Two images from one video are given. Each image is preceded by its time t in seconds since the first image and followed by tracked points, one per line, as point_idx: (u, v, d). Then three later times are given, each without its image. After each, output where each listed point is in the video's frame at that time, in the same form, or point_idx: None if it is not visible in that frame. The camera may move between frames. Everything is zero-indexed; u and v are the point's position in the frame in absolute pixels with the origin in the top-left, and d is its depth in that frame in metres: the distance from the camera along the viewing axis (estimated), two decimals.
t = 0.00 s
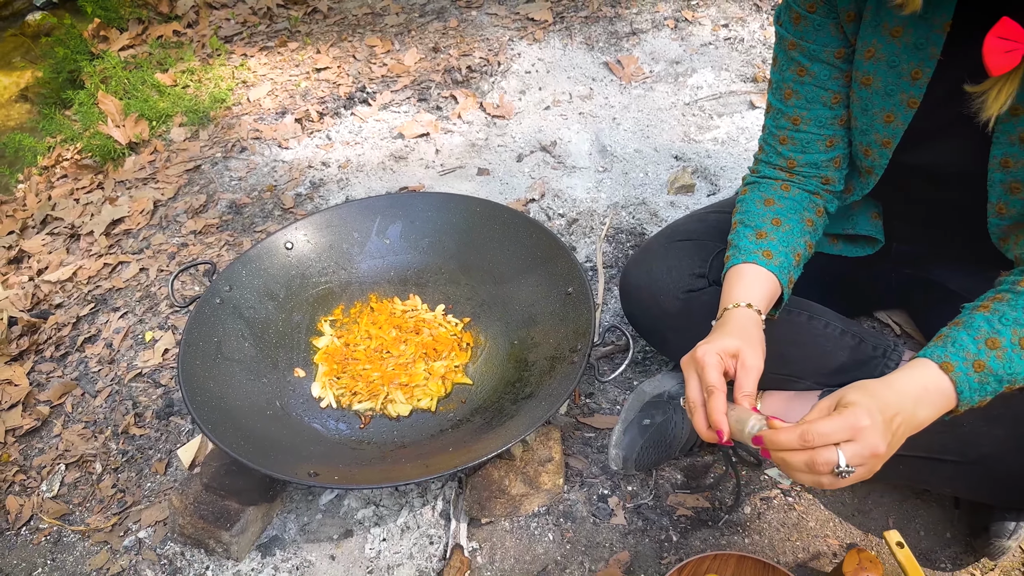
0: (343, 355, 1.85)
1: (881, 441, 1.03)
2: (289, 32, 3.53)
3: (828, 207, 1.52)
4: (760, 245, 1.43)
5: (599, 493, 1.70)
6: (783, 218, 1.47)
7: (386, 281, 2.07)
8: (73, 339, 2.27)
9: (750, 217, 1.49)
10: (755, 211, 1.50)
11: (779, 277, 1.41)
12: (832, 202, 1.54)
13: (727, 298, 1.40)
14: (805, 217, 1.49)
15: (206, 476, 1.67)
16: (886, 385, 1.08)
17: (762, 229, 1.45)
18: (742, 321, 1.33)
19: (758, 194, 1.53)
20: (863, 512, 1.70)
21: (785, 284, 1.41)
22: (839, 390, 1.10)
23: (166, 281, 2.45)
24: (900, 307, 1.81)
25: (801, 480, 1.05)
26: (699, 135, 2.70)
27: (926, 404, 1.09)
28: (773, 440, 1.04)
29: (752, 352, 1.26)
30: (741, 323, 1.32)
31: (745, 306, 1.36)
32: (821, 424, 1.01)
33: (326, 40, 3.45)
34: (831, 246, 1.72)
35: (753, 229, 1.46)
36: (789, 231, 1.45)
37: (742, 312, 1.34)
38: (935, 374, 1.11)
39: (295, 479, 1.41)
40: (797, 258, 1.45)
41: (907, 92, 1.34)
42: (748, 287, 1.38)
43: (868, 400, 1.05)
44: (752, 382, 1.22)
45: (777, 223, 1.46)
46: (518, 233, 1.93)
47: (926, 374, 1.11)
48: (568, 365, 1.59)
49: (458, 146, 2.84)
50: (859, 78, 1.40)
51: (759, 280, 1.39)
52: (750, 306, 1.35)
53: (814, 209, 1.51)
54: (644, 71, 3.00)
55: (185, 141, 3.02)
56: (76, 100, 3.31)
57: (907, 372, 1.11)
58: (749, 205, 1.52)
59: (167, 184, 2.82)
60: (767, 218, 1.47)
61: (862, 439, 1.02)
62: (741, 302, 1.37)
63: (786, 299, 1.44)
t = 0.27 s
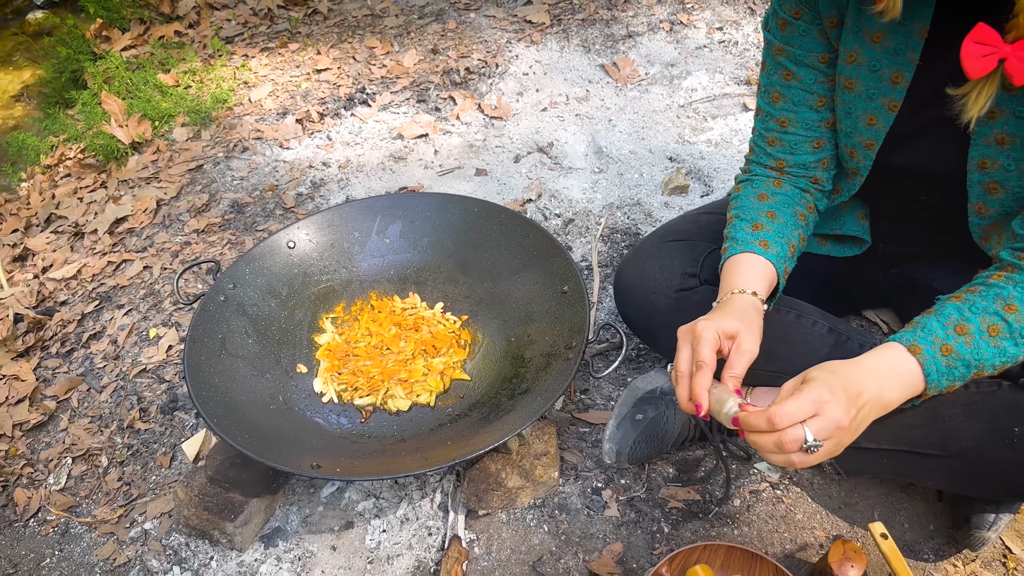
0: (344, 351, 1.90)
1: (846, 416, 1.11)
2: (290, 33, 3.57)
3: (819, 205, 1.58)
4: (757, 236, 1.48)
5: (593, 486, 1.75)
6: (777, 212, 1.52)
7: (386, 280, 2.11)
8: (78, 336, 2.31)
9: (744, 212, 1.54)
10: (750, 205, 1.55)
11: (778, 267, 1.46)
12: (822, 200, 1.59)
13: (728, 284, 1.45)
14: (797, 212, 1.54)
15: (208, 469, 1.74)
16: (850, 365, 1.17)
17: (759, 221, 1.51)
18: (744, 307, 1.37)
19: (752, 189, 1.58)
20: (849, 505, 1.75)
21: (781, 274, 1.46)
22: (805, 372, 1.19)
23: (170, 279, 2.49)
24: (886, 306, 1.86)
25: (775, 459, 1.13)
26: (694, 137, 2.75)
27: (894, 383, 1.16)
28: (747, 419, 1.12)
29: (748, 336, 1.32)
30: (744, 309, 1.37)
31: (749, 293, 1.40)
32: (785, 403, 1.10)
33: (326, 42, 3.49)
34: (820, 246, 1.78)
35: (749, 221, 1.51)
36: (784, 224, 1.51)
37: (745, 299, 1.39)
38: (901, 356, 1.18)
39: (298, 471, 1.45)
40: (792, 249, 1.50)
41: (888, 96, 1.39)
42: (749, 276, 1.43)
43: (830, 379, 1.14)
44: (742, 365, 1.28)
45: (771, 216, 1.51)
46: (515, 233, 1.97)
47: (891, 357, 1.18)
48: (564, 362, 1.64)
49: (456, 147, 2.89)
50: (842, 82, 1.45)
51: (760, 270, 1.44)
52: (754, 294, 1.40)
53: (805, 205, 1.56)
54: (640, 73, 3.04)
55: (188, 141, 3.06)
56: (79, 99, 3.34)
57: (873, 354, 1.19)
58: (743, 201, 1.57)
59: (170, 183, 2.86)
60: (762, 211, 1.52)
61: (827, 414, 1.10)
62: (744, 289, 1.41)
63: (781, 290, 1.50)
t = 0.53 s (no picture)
0: (345, 347, 1.93)
1: (819, 406, 1.15)
2: (290, 34, 3.60)
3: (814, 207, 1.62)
4: (753, 242, 1.52)
5: (589, 480, 1.79)
6: (771, 216, 1.56)
7: (387, 277, 2.15)
8: (82, 332, 2.34)
9: (740, 217, 1.58)
10: (746, 211, 1.59)
11: (775, 273, 1.51)
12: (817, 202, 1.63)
13: (729, 292, 1.48)
14: (792, 215, 1.58)
15: (214, 463, 1.76)
16: (823, 351, 1.21)
17: (754, 228, 1.55)
18: (746, 313, 1.41)
19: (747, 195, 1.62)
20: (838, 498, 1.79)
21: (780, 279, 1.51)
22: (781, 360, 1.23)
23: (172, 276, 2.52)
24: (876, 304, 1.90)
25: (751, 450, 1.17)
26: (689, 138, 2.79)
27: (867, 364, 1.21)
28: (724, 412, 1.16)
29: (746, 344, 1.35)
30: (746, 315, 1.41)
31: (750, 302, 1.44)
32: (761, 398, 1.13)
33: (326, 42, 3.52)
34: (811, 245, 1.82)
35: (745, 228, 1.55)
36: (778, 228, 1.55)
37: (747, 306, 1.43)
38: (874, 338, 1.22)
39: (300, 463, 1.49)
40: (788, 252, 1.54)
41: (876, 100, 1.43)
42: (750, 285, 1.47)
43: (805, 369, 1.18)
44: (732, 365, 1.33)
45: (766, 221, 1.55)
46: (513, 232, 2.01)
47: (863, 339, 1.23)
48: (560, 358, 1.68)
49: (455, 147, 2.92)
50: (832, 87, 1.50)
51: (757, 277, 1.48)
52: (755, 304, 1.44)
53: (800, 208, 1.60)
54: (636, 74, 3.08)
55: (189, 140, 3.09)
56: (81, 98, 3.37)
57: (847, 338, 1.24)
58: (739, 205, 1.62)
59: (172, 182, 2.89)
60: (757, 217, 1.57)
61: (801, 406, 1.14)
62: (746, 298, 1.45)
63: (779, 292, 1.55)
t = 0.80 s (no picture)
0: (345, 342, 1.96)
1: (819, 396, 1.18)
2: (289, 32, 3.62)
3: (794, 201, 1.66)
4: (722, 226, 1.58)
5: (584, 472, 1.82)
6: (748, 206, 1.61)
7: (386, 273, 2.18)
8: (85, 327, 2.37)
9: (717, 206, 1.64)
10: (722, 200, 1.64)
11: (742, 255, 1.56)
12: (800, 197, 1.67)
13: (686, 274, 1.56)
14: (770, 206, 1.63)
15: (216, 455, 1.79)
16: (847, 341, 1.21)
17: (725, 213, 1.60)
18: (695, 286, 1.49)
19: (727, 185, 1.68)
20: (829, 490, 1.82)
21: (745, 261, 1.56)
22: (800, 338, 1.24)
23: (173, 272, 2.55)
24: (867, 300, 1.94)
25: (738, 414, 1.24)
26: (685, 136, 2.82)
27: (885, 361, 1.22)
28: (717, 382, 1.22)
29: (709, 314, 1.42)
30: (694, 287, 1.49)
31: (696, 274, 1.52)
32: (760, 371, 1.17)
33: (326, 40, 3.55)
34: (803, 242, 1.85)
35: (717, 213, 1.61)
36: (751, 217, 1.60)
37: (695, 280, 1.51)
38: (898, 334, 1.23)
39: (301, 454, 1.52)
40: (759, 239, 1.59)
41: (864, 99, 1.46)
42: (703, 260, 1.55)
43: (820, 356, 1.19)
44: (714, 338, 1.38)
45: (740, 208, 1.61)
46: (510, 228, 2.04)
47: (889, 335, 1.23)
48: (557, 352, 1.70)
49: (454, 144, 2.95)
50: (820, 86, 1.53)
51: (720, 255, 1.54)
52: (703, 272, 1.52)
53: (780, 199, 1.64)
54: (633, 73, 3.11)
55: (190, 137, 3.12)
56: (82, 96, 3.39)
57: (873, 332, 1.24)
58: (717, 195, 1.67)
59: (172, 178, 2.92)
60: (731, 205, 1.62)
61: (799, 391, 1.17)
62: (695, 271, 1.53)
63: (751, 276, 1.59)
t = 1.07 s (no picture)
0: (344, 334, 1.98)
1: (815, 388, 1.21)
2: (289, 28, 3.64)
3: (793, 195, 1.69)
4: (729, 215, 1.61)
5: (580, 463, 1.85)
6: (750, 198, 1.64)
7: (385, 267, 2.20)
8: (85, 320, 2.39)
9: (719, 198, 1.67)
10: (726, 190, 1.67)
11: (750, 245, 1.59)
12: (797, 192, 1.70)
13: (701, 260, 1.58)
14: (771, 199, 1.66)
15: (217, 446, 1.81)
16: (829, 332, 1.24)
17: (731, 203, 1.63)
18: (712, 276, 1.50)
19: (729, 178, 1.71)
20: (822, 481, 1.85)
21: (754, 251, 1.60)
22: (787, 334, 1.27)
23: (173, 266, 2.57)
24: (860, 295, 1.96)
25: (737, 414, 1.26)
26: (681, 133, 2.84)
27: (865, 350, 1.26)
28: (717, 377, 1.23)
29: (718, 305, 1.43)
30: (712, 277, 1.50)
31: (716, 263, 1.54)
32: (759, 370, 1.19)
33: (325, 37, 3.56)
34: (797, 237, 1.88)
35: (723, 204, 1.64)
36: (754, 208, 1.63)
37: (714, 268, 1.52)
38: (874, 322, 1.27)
39: (302, 444, 1.54)
40: (763, 230, 1.62)
41: (857, 97, 1.49)
42: (719, 249, 1.56)
43: (809, 349, 1.21)
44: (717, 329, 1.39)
45: (743, 199, 1.64)
46: (508, 223, 2.06)
47: (866, 324, 1.27)
48: (553, 344, 1.73)
49: (452, 140, 2.97)
50: (814, 83, 1.56)
51: (731, 244, 1.57)
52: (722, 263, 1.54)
53: (781, 192, 1.67)
54: (630, 70, 3.13)
55: (190, 133, 3.13)
56: (83, 91, 3.41)
57: (853, 321, 1.27)
58: (719, 187, 1.70)
59: (172, 174, 2.93)
60: (734, 196, 1.65)
61: (796, 386, 1.20)
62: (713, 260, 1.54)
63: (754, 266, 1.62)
